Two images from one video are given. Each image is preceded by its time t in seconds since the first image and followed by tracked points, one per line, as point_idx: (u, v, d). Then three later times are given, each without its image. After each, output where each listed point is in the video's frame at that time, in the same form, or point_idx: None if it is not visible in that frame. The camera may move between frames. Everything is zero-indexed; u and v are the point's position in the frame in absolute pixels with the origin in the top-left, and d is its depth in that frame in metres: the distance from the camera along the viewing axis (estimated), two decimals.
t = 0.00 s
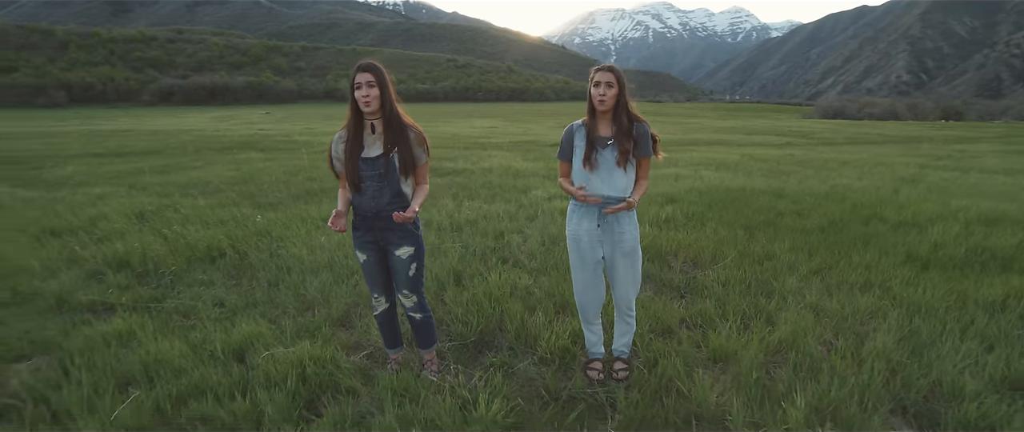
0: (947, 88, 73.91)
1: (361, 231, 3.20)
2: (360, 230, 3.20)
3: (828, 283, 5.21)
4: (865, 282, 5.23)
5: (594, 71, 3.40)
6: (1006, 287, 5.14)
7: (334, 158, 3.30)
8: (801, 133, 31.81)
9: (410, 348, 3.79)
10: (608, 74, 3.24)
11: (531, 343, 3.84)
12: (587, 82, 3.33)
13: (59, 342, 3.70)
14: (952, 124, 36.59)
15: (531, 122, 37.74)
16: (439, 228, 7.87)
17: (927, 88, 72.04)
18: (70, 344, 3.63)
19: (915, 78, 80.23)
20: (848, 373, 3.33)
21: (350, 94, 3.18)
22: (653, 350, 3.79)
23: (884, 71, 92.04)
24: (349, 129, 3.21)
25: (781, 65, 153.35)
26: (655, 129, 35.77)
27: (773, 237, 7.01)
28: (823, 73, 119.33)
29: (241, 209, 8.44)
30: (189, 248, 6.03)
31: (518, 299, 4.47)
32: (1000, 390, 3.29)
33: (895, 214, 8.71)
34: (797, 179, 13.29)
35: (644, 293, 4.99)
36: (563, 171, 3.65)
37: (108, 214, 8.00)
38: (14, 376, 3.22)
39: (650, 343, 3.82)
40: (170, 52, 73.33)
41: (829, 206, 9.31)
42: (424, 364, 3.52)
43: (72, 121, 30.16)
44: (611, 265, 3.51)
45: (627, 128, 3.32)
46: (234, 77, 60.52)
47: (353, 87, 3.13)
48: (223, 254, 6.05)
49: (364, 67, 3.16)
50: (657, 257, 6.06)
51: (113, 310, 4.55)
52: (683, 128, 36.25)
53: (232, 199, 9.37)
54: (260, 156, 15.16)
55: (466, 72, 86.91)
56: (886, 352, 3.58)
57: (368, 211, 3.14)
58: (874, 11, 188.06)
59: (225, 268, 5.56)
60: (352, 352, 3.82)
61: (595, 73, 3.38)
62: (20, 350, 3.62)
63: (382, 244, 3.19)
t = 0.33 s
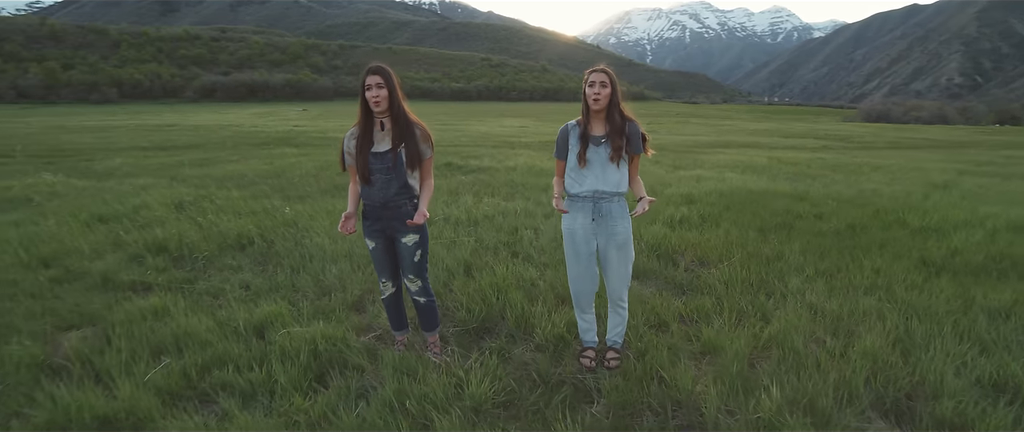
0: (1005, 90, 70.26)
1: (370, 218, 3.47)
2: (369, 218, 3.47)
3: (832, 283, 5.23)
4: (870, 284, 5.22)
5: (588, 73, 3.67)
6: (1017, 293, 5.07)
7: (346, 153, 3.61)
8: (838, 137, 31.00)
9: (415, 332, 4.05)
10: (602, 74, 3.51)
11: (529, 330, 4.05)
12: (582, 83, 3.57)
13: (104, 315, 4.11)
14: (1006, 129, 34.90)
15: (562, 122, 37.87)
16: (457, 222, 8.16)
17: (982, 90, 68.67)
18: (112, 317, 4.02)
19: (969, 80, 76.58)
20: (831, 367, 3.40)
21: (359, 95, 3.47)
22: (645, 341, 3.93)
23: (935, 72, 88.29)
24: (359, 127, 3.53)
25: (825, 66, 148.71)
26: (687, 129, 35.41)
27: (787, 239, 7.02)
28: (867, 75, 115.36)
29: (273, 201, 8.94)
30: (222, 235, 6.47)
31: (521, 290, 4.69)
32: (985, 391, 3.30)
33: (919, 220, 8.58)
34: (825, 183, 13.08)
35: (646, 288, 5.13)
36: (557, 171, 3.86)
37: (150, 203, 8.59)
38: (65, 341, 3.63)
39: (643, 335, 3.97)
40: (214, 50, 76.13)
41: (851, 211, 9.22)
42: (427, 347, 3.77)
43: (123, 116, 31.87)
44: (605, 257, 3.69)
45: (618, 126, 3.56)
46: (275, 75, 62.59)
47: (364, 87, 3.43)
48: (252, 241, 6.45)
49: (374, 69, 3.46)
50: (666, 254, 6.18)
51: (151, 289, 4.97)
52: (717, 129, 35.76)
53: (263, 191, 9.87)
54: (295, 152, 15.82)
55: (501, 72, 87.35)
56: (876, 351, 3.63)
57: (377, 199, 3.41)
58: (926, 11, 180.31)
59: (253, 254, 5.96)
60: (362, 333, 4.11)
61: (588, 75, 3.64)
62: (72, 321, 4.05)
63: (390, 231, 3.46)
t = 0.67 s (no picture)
0: None
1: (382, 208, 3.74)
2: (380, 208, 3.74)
3: (838, 285, 5.25)
4: (878, 287, 5.21)
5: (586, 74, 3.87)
6: None
7: (360, 148, 3.89)
8: (879, 141, 30.03)
9: (423, 317, 4.30)
10: (598, 76, 3.71)
11: (530, 319, 4.26)
12: (580, 84, 3.78)
13: (143, 293, 4.52)
14: None
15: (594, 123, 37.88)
16: (476, 218, 8.44)
17: None
18: (151, 295, 4.43)
19: None
20: (816, 362, 3.49)
21: (373, 95, 3.75)
22: (640, 332, 4.08)
23: (990, 75, 84.11)
24: (372, 124, 3.80)
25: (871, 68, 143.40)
26: (721, 132, 34.90)
27: (802, 242, 7.01)
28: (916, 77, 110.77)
29: (303, 195, 9.39)
30: (252, 225, 6.89)
31: (527, 283, 4.91)
32: (975, 391, 3.31)
33: (945, 226, 8.39)
34: (855, 187, 12.84)
35: (649, 284, 5.28)
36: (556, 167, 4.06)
37: (189, 194, 9.17)
38: (109, 315, 4.04)
39: (639, 327, 4.13)
40: (257, 50, 78.81)
41: (874, 216, 9.09)
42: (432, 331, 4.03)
43: (171, 113, 33.48)
44: (602, 250, 3.87)
45: (614, 125, 3.76)
46: (314, 74, 64.43)
47: (377, 88, 3.70)
48: (279, 232, 6.85)
49: (386, 70, 3.72)
50: (674, 253, 6.30)
51: (187, 272, 5.39)
52: (752, 132, 35.10)
53: (294, 185, 10.37)
54: (328, 149, 16.43)
55: (535, 72, 87.62)
56: (866, 349, 3.69)
57: (388, 191, 3.69)
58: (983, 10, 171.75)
59: (281, 243, 6.37)
60: (373, 317, 4.39)
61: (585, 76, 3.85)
62: (116, 298, 4.48)
63: (400, 221, 3.73)
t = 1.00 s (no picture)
0: None
1: (396, 204, 4.04)
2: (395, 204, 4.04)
3: (842, 287, 5.29)
4: (882, 289, 5.24)
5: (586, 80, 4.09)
6: None
7: (376, 148, 4.20)
8: (919, 146, 29.03)
9: (434, 307, 4.57)
10: (596, 83, 3.94)
11: (534, 311, 4.51)
12: (581, 91, 4.01)
13: (180, 281, 4.94)
14: None
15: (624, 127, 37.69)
16: (494, 218, 8.72)
17: None
18: (186, 284, 4.83)
19: None
20: (802, 358, 3.61)
21: (387, 100, 4.05)
22: (637, 326, 4.24)
23: None
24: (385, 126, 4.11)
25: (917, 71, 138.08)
26: (754, 137, 34.28)
27: (815, 246, 7.01)
28: (966, 79, 106.13)
29: (331, 194, 9.84)
30: (281, 222, 7.32)
31: (534, 278, 5.15)
32: (963, 390, 3.36)
33: (968, 232, 8.24)
34: (885, 193, 12.60)
35: (654, 282, 5.44)
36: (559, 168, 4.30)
37: (225, 192, 9.70)
38: (150, 299, 4.45)
39: (636, 322, 4.30)
40: (295, 54, 81.18)
41: (896, 220, 8.98)
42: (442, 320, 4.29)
43: (212, 115, 34.89)
44: (604, 247, 4.08)
45: (613, 128, 3.98)
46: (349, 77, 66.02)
47: (391, 94, 4.00)
48: (307, 228, 7.26)
49: (399, 76, 4.01)
50: (684, 253, 6.44)
51: (220, 262, 5.81)
52: (787, 137, 34.33)
53: (324, 185, 10.85)
54: (358, 151, 17.00)
55: (567, 76, 87.70)
56: (855, 346, 3.77)
57: (401, 188, 3.98)
58: None
59: (307, 238, 6.76)
60: (388, 306, 4.69)
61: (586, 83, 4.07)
62: (156, 284, 4.91)
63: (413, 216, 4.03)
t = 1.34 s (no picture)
0: None
1: (411, 206, 4.35)
2: (410, 205, 4.35)
3: (848, 289, 5.34)
4: (887, 291, 5.28)
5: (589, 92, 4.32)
6: None
7: (393, 155, 4.53)
8: (962, 151, 27.98)
9: (444, 302, 4.85)
10: (596, 94, 4.16)
11: (539, 307, 4.75)
12: (582, 102, 4.23)
13: (214, 274, 5.36)
14: None
15: (653, 131, 37.43)
16: (512, 219, 9.00)
17: None
18: (219, 276, 5.25)
19: None
20: (790, 354, 3.75)
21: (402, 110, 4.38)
22: (636, 322, 4.43)
23: None
24: (401, 133, 4.43)
25: (966, 72, 132.42)
26: (788, 141, 33.60)
27: (827, 249, 7.02)
28: (1019, 80, 101.25)
29: (358, 196, 10.31)
30: (310, 222, 7.75)
31: (542, 276, 5.39)
32: (949, 387, 3.43)
33: (993, 237, 8.09)
34: (915, 198, 12.36)
35: (660, 281, 5.62)
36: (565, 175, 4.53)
37: (260, 193, 10.25)
38: (187, 290, 4.87)
39: (635, 318, 4.49)
40: (330, 60, 83.33)
41: (918, 225, 8.86)
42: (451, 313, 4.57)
43: (251, 120, 36.22)
44: (604, 247, 4.26)
45: (614, 136, 4.19)
46: (381, 82, 67.42)
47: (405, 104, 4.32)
48: (333, 227, 7.68)
49: (413, 86, 4.32)
50: (692, 255, 6.57)
51: (252, 257, 6.24)
52: (823, 142, 33.53)
53: (352, 187, 11.33)
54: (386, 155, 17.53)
55: (598, 80, 87.53)
56: (846, 344, 3.89)
57: (415, 191, 4.29)
58: None
59: (333, 237, 7.17)
60: (402, 300, 5.00)
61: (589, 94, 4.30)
62: (192, 276, 5.35)
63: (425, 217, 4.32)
